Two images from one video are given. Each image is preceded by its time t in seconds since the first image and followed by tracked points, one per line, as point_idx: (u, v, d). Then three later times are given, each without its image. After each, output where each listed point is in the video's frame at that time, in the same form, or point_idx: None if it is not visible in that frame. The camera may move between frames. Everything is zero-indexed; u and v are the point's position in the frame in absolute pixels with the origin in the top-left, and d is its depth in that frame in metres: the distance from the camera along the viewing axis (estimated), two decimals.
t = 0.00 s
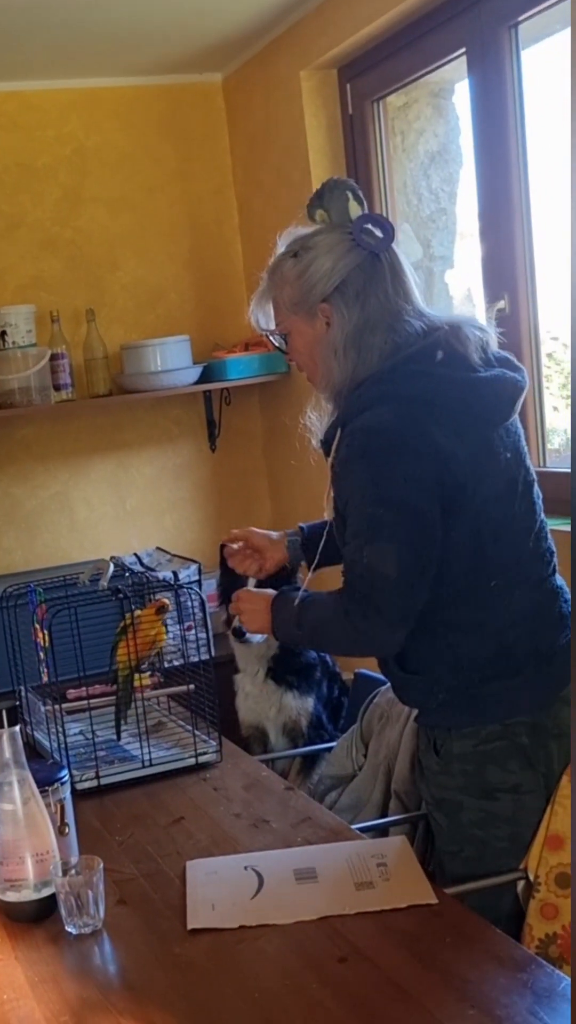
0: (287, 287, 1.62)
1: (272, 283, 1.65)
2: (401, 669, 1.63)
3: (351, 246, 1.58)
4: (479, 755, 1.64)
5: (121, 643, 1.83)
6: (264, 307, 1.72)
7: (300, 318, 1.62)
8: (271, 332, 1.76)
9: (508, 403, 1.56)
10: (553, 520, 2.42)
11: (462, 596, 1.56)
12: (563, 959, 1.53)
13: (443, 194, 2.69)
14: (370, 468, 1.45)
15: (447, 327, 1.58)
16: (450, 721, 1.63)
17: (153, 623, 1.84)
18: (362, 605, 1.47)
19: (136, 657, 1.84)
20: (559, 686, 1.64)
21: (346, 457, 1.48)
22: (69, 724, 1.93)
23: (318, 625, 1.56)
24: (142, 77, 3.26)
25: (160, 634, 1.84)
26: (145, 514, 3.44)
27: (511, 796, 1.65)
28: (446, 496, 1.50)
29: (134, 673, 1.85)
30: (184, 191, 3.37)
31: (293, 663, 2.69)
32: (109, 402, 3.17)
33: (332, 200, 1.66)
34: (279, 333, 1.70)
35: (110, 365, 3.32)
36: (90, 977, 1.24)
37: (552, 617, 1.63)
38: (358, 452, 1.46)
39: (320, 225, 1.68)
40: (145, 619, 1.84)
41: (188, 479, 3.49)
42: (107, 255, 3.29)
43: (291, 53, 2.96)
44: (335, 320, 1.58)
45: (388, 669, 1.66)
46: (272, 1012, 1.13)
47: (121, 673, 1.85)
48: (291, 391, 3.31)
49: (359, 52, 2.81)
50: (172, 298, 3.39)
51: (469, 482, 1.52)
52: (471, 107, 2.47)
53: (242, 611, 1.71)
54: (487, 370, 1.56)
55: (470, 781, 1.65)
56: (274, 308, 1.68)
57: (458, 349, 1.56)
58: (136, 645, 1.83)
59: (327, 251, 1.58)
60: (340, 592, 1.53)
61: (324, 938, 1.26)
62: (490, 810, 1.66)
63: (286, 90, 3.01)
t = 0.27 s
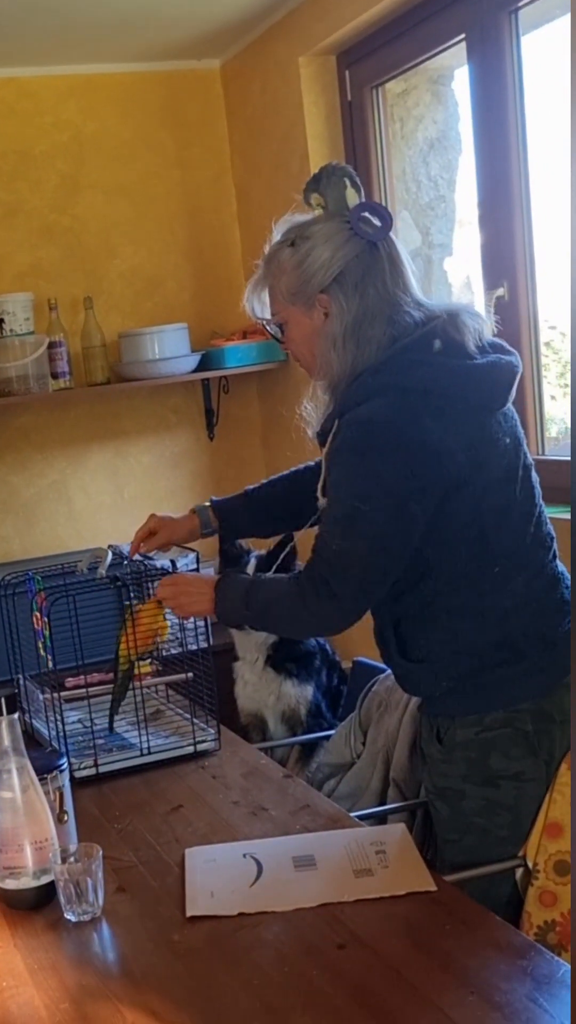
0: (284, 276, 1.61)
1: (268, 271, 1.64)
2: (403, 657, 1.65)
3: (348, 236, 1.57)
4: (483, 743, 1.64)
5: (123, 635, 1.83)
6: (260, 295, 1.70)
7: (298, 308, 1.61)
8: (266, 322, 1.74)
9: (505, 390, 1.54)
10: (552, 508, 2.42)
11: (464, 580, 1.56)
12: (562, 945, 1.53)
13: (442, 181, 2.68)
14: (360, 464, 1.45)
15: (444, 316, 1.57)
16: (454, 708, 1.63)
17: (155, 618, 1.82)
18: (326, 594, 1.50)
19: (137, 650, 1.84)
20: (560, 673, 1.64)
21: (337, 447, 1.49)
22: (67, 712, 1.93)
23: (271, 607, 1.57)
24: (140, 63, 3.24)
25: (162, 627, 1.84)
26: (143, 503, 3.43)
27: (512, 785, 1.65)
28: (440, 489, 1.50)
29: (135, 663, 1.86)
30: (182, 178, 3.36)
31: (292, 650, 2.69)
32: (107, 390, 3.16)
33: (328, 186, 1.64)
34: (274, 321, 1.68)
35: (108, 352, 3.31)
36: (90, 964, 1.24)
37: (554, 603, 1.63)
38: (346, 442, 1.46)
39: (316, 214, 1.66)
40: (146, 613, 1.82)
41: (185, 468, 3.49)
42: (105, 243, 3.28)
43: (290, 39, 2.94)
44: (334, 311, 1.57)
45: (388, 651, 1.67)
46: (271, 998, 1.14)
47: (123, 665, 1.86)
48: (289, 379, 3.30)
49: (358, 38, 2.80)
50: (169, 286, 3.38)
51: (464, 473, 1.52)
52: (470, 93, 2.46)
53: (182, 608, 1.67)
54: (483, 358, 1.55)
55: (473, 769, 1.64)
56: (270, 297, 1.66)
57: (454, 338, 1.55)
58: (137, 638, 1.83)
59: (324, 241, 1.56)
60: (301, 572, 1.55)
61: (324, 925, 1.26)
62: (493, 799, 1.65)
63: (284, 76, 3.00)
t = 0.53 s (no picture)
0: (276, 268, 1.59)
1: (260, 263, 1.62)
2: (397, 645, 1.64)
3: (342, 229, 1.55)
4: (479, 731, 1.64)
5: (119, 626, 1.84)
6: (252, 285, 1.68)
7: (290, 300, 1.59)
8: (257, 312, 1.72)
9: (495, 380, 1.53)
10: (550, 498, 2.42)
11: (458, 571, 1.57)
12: (558, 935, 1.53)
13: (441, 170, 2.68)
14: (348, 458, 1.45)
15: (436, 308, 1.56)
16: (451, 700, 1.63)
17: (149, 608, 1.85)
18: (298, 575, 1.51)
19: (134, 641, 1.85)
20: (558, 660, 1.65)
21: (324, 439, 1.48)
22: (65, 703, 1.93)
23: (240, 586, 1.55)
24: (138, 52, 3.23)
25: (156, 618, 1.86)
26: (141, 493, 3.43)
27: (509, 773, 1.66)
28: (427, 480, 1.51)
29: (131, 654, 1.86)
30: (180, 168, 3.35)
31: (290, 641, 2.70)
32: (105, 381, 3.15)
33: (324, 177, 1.63)
34: (264, 312, 1.66)
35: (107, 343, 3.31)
36: (87, 953, 1.24)
37: (548, 593, 1.63)
38: (333, 436, 1.46)
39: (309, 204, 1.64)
40: (141, 603, 1.84)
41: (184, 458, 3.49)
42: (103, 233, 3.28)
43: (288, 28, 2.93)
44: (327, 305, 1.56)
45: (383, 642, 1.66)
46: (267, 987, 1.14)
47: (120, 656, 1.86)
48: (287, 369, 3.30)
49: (356, 28, 2.79)
50: (168, 276, 3.37)
51: (452, 463, 1.53)
52: (469, 82, 2.45)
53: (146, 587, 1.63)
54: (473, 349, 1.55)
55: (470, 758, 1.65)
56: (262, 288, 1.64)
57: (445, 329, 1.55)
58: (133, 628, 1.84)
59: (318, 234, 1.55)
60: (273, 551, 1.55)
61: (320, 914, 1.27)
62: (490, 788, 1.66)
63: (283, 66, 2.99)
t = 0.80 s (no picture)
0: (268, 265, 1.58)
1: (252, 260, 1.61)
2: (392, 640, 1.64)
3: (334, 227, 1.55)
4: (476, 725, 1.65)
5: (117, 620, 1.82)
6: (242, 282, 1.68)
7: (283, 298, 1.59)
8: (248, 308, 1.71)
9: (484, 376, 1.54)
10: (548, 493, 2.42)
11: (451, 566, 1.57)
12: (555, 928, 1.56)
13: (440, 164, 2.67)
14: (338, 454, 1.44)
15: (427, 305, 1.56)
16: (447, 694, 1.63)
17: (147, 602, 1.82)
18: (282, 564, 1.50)
19: (132, 635, 1.83)
20: (554, 652, 1.65)
21: (314, 434, 1.48)
22: (63, 697, 1.94)
23: (223, 573, 1.55)
24: (136, 46, 3.22)
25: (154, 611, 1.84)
26: (140, 487, 3.43)
27: (505, 766, 1.66)
28: (418, 476, 1.51)
29: (129, 648, 1.85)
30: (179, 162, 3.35)
31: (289, 634, 2.70)
32: (104, 376, 3.15)
33: (313, 173, 1.63)
34: (255, 309, 1.66)
35: (105, 337, 3.31)
36: (85, 947, 1.25)
37: (540, 587, 1.64)
38: (323, 433, 1.46)
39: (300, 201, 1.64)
40: (139, 596, 1.82)
41: (182, 452, 3.49)
42: (102, 227, 3.28)
43: (286, 22, 2.93)
44: (319, 303, 1.56)
45: (379, 638, 1.66)
46: (264, 980, 1.14)
47: (118, 650, 1.85)
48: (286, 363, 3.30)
49: (355, 21, 2.78)
50: (166, 271, 3.37)
51: (442, 458, 1.53)
52: (467, 76, 2.45)
53: (132, 576, 1.64)
54: (462, 345, 1.55)
55: (466, 751, 1.65)
56: (253, 285, 1.64)
57: (434, 326, 1.54)
58: (131, 622, 1.82)
59: (311, 231, 1.54)
60: (259, 540, 1.55)
61: (317, 907, 1.27)
62: (487, 781, 1.67)
63: (281, 59, 2.99)
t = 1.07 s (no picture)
0: (262, 264, 1.58)
1: (246, 258, 1.61)
2: (390, 636, 1.64)
3: (328, 225, 1.55)
4: (473, 718, 1.65)
5: (117, 614, 1.81)
6: (235, 278, 1.67)
7: (277, 297, 1.58)
8: (240, 304, 1.70)
9: (476, 371, 1.54)
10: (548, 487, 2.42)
11: (446, 561, 1.57)
12: (553, 922, 1.55)
13: (440, 158, 2.67)
14: (332, 452, 1.45)
15: (420, 300, 1.56)
16: (444, 688, 1.63)
17: (148, 598, 1.81)
18: (279, 559, 1.52)
19: (131, 630, 1.83)
20: (550, 646, 1.66)
21: (309, 431, 1.49)
22: (63, 691, 1.94)
23: (219, 568, 1.56)
24: (136, 39, 3.22)
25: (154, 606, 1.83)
26: (140, 482, 3.43)
27: (503, 759, 1.66)
28: (412, 473, 1.51)
29: (128, 642, 1.85)
30: (179, 156, 3.35)
31: (288, 628, 2.71)
32: (104, 370, 3.15)
33: (305, 170, 1.62)
34: (248, 307, 1.66)
35: (106, 331, 3.30)
36: (85, 941, 1.25)
37: (536, 581, 1.63)
38: (317, 428, 1.47)
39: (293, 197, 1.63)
40: (140, 591, 1.81)
41: (182, 446, 3.49)
42: (102, 222, 3.27)
43: (286, 15, 2.92)
44: (314, 302, 1.55)
45: (374, 631, 1.66)
46: (263, 973, 1.15)
47: (117, 644, 1.84)
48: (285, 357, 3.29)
49: (355, 14, 2.78)
50: (166, 265, 3.37)
51: (436, 455, 1.52)
52: (467, 70, 2.44)
53: (128, 570, 1.64)
54: (455, 340, 1.55)
55: (464, 745, 1.66)
56: (246, 282, 1.64)
57: (427, 322, 1.54)
58: (131, 617, 1.81)
59: (305, 230, 1.54)
60: (256, 536, 1.55)
61: (316, 901, 1.28)
62: (484, 775, 1.67)
63: (281, 52, 2.98)
